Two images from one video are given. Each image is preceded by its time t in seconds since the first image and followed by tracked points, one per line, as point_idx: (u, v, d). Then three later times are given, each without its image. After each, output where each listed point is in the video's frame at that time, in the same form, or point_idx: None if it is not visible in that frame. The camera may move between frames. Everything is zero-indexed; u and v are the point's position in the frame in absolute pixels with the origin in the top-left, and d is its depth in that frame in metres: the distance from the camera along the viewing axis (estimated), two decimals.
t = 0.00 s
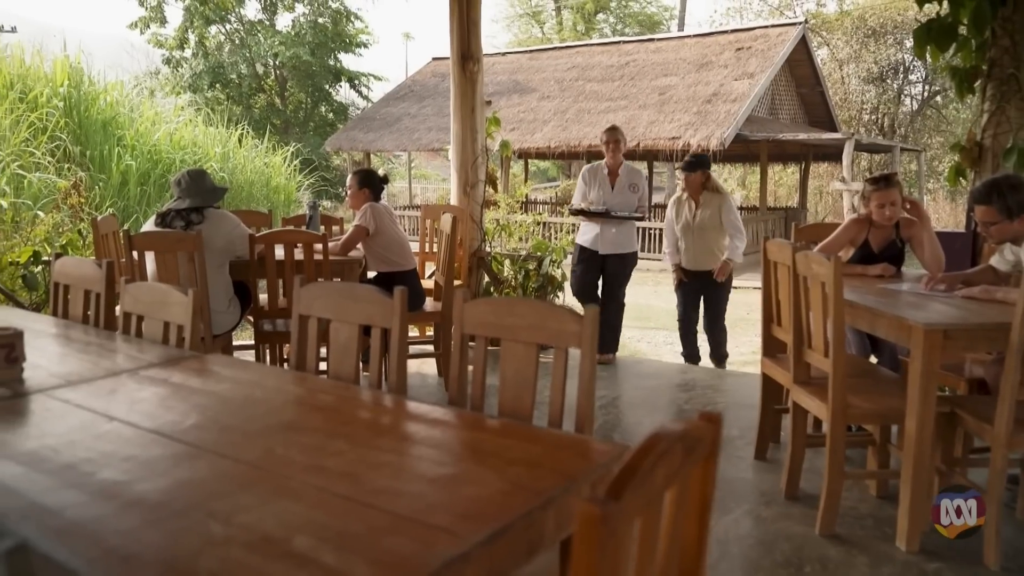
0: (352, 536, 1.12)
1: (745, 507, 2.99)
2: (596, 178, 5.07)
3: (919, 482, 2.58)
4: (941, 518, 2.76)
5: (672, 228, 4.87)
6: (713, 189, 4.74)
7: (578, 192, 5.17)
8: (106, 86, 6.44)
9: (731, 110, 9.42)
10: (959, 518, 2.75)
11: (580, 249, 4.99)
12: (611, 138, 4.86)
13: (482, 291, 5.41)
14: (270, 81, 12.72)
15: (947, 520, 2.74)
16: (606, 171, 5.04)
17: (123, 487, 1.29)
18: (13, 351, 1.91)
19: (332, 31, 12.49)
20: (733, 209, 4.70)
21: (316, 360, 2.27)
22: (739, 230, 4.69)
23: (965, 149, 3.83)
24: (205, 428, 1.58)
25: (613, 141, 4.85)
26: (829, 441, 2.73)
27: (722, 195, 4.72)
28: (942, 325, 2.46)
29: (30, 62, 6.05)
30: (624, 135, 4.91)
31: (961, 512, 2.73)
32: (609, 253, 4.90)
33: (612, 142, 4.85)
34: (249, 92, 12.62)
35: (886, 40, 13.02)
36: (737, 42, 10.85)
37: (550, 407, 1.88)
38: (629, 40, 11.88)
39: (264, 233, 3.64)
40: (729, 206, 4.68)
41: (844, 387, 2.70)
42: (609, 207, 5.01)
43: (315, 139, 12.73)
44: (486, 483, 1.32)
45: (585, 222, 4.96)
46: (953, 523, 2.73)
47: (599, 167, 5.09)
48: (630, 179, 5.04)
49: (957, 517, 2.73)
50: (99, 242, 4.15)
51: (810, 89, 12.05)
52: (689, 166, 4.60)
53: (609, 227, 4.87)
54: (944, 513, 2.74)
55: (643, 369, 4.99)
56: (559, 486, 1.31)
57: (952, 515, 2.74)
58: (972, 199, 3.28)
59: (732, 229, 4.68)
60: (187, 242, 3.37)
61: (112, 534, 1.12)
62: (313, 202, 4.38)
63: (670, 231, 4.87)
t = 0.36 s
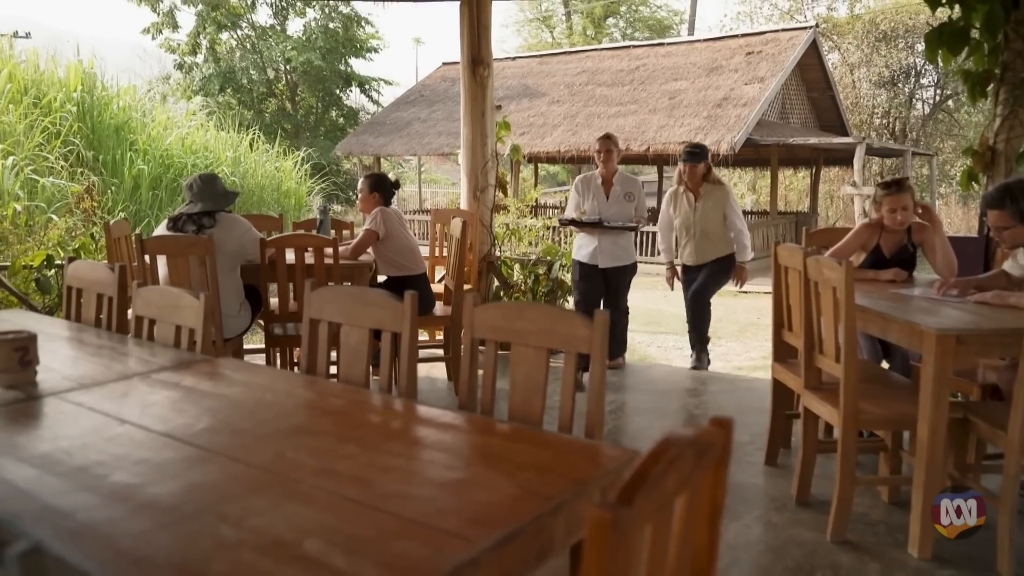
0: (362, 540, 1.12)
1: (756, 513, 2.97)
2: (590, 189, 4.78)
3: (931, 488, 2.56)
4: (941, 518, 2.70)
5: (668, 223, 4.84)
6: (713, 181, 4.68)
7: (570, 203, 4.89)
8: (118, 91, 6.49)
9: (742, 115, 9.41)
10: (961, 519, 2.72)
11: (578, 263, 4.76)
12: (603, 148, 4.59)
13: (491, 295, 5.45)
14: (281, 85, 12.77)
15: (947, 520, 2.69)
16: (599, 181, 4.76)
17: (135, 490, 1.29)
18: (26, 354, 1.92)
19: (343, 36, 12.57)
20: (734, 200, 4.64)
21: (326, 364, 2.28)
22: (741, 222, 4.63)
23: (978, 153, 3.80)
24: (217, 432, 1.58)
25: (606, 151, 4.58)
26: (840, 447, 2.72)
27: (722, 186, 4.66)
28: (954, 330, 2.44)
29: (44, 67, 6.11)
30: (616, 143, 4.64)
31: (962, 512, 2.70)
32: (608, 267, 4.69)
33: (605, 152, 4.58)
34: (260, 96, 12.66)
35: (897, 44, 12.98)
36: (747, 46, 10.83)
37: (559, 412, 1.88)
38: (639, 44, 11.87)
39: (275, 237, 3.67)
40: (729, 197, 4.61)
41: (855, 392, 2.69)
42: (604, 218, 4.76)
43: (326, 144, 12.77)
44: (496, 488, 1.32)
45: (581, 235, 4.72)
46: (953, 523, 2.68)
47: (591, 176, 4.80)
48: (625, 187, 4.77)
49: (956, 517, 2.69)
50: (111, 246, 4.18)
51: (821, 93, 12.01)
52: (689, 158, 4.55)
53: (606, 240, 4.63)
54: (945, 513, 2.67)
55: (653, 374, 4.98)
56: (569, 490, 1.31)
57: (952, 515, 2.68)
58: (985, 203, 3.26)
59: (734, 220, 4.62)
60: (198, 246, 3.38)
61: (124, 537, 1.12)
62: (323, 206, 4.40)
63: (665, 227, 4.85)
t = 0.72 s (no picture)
0: (375, 543, 1.12)
1: (769, 518, 2.96)
2: (577, 187, 4.57)
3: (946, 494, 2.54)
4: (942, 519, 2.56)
5: (670, 209, 4.77)
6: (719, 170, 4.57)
7: (558, 203, 4.67)
8: (133, 95, 6.54)
9: (755, 118, 9.39)
10: (961, 519, 2.59)
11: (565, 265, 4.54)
12: (595, 143, 4.37)
13: (503, 298, 5.43)
14: (295, 89, 12.81)
15: (947, 520, 2.56)
16: (588, 178, 4.53)
17: (150, 492, 1.30)
18: (42, 356, 1.94)
19: (356, 40, 12.66)
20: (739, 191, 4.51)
21: (339, 367, 2.28)
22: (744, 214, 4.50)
23: (993, 156, 3.79)
24: (231, 434, 1.59)
25: (596, 147, 4.37)
26: (854, 452, 2.70)
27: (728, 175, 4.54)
28: (970, 334, 2.43)
29: (60, 72, 6.16)
30: (608, 139, 4.42)
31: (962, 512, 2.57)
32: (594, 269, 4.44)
33: (596, 147, 4.36)
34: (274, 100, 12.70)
35: (911, 47, 12.91)
36: (760, 49, 10.80)
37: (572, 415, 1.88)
38: (651, 48, 11.86)
39: (289, 240, 3.70)
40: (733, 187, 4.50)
41: (870, 397, 2.67)
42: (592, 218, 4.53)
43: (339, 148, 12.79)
44: (509, 491, 1.32)
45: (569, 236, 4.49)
46: (952, 524, 2.56)
47: (580, 174, 4.59)
48: (615, 187, 4.53)
49: (956, 518, 2.56)
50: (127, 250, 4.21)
51: (835, 96, 11.96)
52: (695, 144, 4.42)
53: (592, 240, 4.39)
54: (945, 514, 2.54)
55: (665, 378, 4.97)
56: (582, 495, 1.31)
57: (952, 516, 2.55)
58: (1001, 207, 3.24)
59: (737, 211, 4.51)
60: (212, 249, 3.40)
61: (140, 539, 1.13)
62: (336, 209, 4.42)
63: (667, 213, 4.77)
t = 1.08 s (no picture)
0: (392, 544, 1.12)
1: (786, 522, 2.94)
2: (575, 195, 4.16)
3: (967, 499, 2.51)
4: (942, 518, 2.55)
5: (674, 205, 4.60)
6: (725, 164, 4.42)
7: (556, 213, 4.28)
8: (153, 97, 6.61)
9: (772, 120, 9.34)
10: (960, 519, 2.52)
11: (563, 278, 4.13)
12: (595, 146, 3.99)
13: (519, 300, 5.43)
14: (312, 91, 12.88)
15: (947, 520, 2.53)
16: (587, 186, 4.12)
17: (170, 491, 1.31)
18: (64, 355, 1.96)
19: (374, 42, 12.72)
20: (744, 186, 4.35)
21: (356, 368, 2.29)
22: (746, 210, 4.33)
23: (1015, 157, 3.74)
24: (249, 434, 1.60)
25: (596, 153, 3.98)
26: (873, 455, 2.68)
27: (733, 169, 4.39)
28: (991, 337, 2.40)
29: (81, 74, 6.21)
30: (609, 145, 4.00)
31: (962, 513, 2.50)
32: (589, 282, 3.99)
33: (595, 152, 3.96)
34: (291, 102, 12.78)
35: (931, 47, 12.79)
36: (777, 50, 10.75)
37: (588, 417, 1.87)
38: (668, 49, 11.81)
39: (306, 241, 3.71)
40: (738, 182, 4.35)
41: (889, 400, 2.65)
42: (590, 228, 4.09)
43: (356, 149, 12.83)
44: (526, 493, 1.32)
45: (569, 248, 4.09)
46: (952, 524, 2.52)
47: (580, 181, 4.18)
48: (616, 195, 4.09)
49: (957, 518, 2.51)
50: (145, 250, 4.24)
51: (853, 97, 11.87)
52: (697, 135, 4.28)
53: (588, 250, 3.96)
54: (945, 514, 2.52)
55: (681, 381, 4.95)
56: (599, 497, 1.31)
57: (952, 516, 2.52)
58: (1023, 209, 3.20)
59: (741, 207, 4.35)
60: (230, 250, 3.42)
61: (160, 538, 1.14)
62: (353, 211, 4.43)
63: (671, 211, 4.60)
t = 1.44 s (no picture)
0: (415, 542, 1.12)
1: (810, 525, 2.91)
2: (576, 192, 3.97)
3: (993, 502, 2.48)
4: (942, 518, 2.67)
5: (666, 203, 4.27)
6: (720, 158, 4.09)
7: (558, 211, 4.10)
8: (178, 98, 6.68)
9: (796, 119, 9.26)
10: (961, 519, 2.62)
11: (563, 280, 3.97)
12: (594, 140, 3.78)
13: (540, 299, 5.44)
14: (334, 91, 12.93)
15: (947, 520, 2.66)
16: (589, 183, 3.92)
17: (196, 488, 1.32)
18: (91, 353, 1.99)
19: (396, 42, 12.77)
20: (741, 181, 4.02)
21: (378, 366, 2.30)
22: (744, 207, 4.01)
23: None
24: (273, 432, 1.61)
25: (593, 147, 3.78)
26: (897, 458, 2.65)
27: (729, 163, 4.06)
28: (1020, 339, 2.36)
29: (108, 76, 6.30)
30: (610, 138, 3.79)
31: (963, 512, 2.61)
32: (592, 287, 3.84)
33: (594, 146, 3.77)
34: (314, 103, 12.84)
35: (958, 45, 12.61)
36: (801, 49, 10.65)
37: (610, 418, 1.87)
38: (690, 48, 11.74)
39: (328, 241, 3.74)
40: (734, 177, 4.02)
41: (914, 402, 2.62)
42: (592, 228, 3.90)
43: (378, 149, 12.87)
44: (548, 493, 1.32)
45: (570, 249, 3.93)
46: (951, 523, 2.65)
47: (582, 178, 3.99)
48: (620, 192, 3.88)
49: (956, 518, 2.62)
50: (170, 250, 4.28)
51: (878, 96, 11.74)
52: (690, 128, 3.94)
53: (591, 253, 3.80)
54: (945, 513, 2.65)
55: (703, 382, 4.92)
56: (622, 497, 1.30)
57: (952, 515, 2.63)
58: None
59: (739, 203, 4.03)
60: (254, 250, 3.44)
61: (185, 534, 1.15)
62: (375, 211, 4.45)
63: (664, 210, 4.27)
